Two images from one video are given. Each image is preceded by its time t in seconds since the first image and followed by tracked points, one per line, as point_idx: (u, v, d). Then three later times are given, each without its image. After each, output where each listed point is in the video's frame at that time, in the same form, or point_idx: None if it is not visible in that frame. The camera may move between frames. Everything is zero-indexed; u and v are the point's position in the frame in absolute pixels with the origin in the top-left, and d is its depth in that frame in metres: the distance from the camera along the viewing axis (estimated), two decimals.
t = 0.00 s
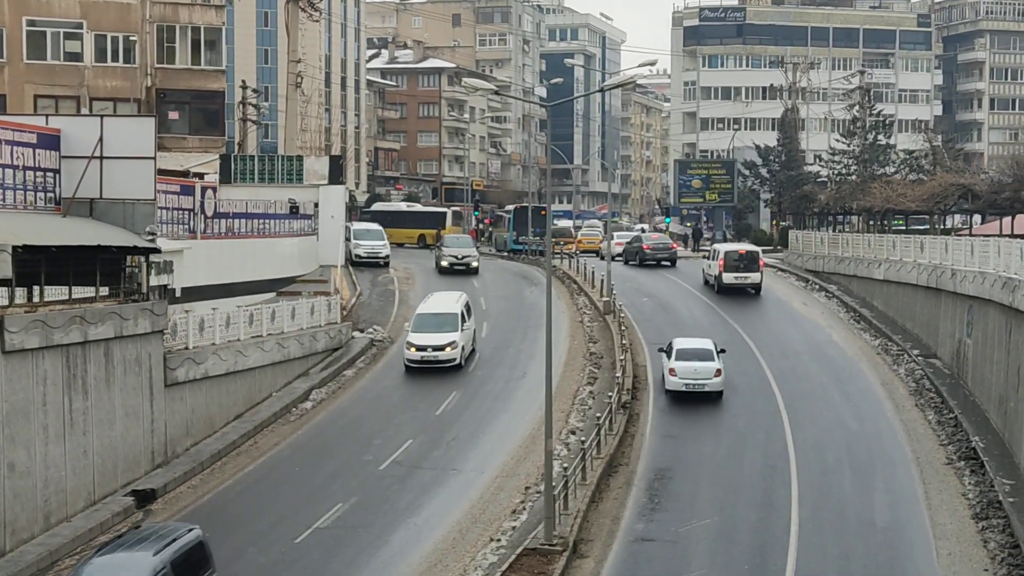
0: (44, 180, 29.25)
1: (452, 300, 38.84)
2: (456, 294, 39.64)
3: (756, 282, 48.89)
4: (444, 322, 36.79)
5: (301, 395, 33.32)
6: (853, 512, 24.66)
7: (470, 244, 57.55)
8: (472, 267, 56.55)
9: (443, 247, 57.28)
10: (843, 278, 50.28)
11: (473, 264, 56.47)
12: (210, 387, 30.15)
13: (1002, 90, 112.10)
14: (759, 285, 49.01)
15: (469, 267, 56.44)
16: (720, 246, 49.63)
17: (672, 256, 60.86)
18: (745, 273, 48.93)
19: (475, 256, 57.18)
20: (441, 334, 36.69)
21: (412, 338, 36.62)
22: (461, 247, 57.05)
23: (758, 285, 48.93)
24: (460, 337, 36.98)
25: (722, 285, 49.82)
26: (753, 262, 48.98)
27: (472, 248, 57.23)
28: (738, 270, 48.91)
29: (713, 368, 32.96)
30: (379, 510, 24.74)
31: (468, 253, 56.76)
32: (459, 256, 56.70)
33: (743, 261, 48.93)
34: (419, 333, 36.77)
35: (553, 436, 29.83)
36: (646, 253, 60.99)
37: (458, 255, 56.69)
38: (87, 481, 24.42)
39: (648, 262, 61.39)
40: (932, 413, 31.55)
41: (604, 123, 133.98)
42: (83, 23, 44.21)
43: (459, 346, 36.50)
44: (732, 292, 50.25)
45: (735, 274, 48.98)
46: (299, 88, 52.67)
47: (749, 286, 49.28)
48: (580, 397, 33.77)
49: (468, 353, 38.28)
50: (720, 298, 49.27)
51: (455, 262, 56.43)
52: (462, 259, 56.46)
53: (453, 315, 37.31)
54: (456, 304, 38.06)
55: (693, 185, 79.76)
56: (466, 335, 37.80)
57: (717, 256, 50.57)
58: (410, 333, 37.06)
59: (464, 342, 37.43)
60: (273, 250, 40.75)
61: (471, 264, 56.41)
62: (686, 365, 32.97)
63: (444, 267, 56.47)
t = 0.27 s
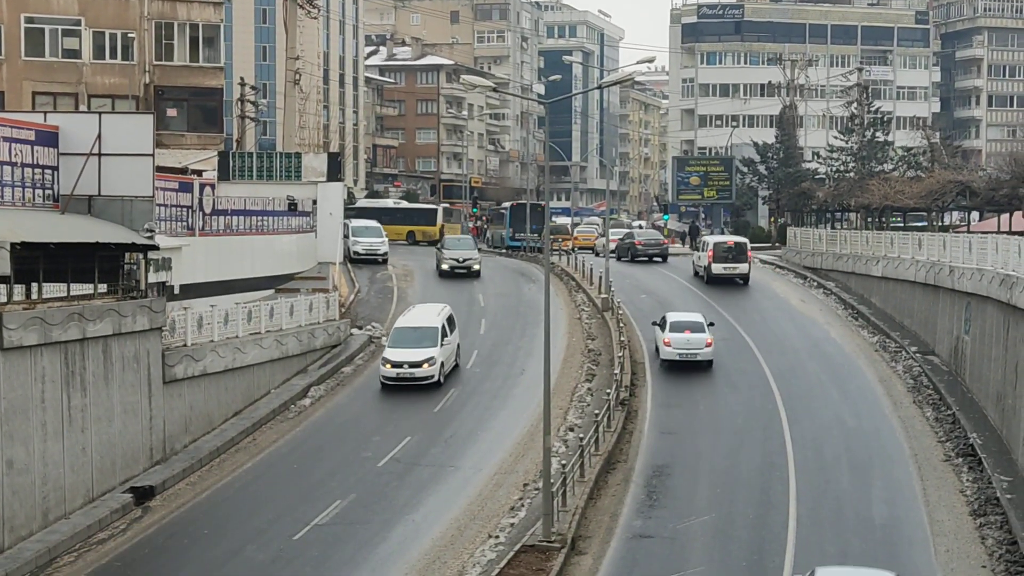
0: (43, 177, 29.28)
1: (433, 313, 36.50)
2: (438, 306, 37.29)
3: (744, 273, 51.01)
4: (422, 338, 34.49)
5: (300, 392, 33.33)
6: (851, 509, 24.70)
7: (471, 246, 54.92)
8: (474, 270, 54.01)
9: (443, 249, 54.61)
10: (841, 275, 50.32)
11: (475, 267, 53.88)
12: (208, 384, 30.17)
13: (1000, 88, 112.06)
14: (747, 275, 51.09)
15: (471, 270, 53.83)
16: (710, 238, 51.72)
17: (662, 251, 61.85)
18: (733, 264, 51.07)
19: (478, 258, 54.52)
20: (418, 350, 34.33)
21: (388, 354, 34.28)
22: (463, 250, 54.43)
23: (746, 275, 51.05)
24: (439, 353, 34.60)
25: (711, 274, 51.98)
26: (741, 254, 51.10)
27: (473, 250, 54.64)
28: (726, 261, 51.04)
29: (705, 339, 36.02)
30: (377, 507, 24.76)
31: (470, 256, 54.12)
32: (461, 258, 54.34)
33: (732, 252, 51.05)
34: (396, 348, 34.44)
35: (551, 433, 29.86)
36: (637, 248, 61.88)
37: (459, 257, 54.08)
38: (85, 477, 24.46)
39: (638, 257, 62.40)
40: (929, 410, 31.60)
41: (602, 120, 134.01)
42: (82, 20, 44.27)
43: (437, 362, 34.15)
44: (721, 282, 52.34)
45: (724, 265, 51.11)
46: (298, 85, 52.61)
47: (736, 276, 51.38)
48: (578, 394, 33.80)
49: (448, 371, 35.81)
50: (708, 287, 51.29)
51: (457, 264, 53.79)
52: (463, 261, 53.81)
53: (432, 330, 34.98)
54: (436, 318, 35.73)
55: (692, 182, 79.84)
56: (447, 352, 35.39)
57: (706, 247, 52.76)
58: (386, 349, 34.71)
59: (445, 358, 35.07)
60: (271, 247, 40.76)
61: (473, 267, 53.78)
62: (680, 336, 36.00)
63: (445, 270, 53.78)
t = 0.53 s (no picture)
0: (42, 176, 29.27)
1: (411, 329, 34.05)
2: (416, 321, 34.88)
3: (735, 266, 52.74)
4: (396, 358, 32.10)
5: (299, 391, 33.32)
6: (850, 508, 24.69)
7: (473, 251, 52.46)
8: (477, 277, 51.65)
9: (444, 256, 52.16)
10: (841, 274, 50.30)
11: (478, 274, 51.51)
12: (208, 384, 30.15)
13: (999, 87, 112.02)
14: (737, 269, 52.89)
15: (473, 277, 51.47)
16: (701, 233, 53.34)
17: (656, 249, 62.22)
18: (724, 258, 52.64)
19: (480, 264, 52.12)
20: (391, 369, 31.93)
21: (359, 373, 31.87)
22: (464, 256, 52.01)
23: (736, 269, 52.82)
24: (414, 374, 32.18)
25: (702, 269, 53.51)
26: (732, 248, 52.70)
27: (475, 256, 52.25)
28: (717, 255, 52.67)
29: (695, 317, 38.96)
30: (377, 507, 24.74)
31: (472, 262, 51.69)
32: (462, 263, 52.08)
33: (723, 247, 52.55)
34: (368, 368, 32.01)
35: (550, 433, 29.84)
36: (630, 247, 62.30)
37: (461, 263, 51.67)
38: (84, 477, 24.45)
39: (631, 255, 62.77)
40: (929, 409, 31.58)
41: (601, 120, 134.05)
42: (81, 19, 44.16)
43: (411, 384, 31.72)
44: (712, 276, 54.10)
45: (715, 259, 52.55)
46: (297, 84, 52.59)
47: (727, 270, 52.92)
48: (577, 393, 33.79)
49: (424, 391, 33.39)
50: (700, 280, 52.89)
51: (458, 271, 51.37)
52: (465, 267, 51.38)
53: (408, 348, 32.58)
54: (413, 335, 33.31)
55: (691, 181, 79.88)
56: (423, 372, 32.99)
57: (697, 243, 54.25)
58: (358, 368, 32.32)
59: (421, 378, 32.70)
60: (270, 247, 40.75)
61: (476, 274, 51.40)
62: (673, 314, 38.94)
63: (447, 276, 51.38)
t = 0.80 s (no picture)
0: (42, 177, 29.25)
1: (380, 349, 31.59)
2: (387, 341, 32.38)
3: (725, 262, 54.61)
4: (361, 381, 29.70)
5: (299, 391, 33.31)
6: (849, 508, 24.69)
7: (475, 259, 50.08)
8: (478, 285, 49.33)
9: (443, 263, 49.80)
10: (840, 274, 50.30)
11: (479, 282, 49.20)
12: (207, 384, 30.15)
13: (998, 87, 112.01)
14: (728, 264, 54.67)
15: (473, 285, 49.16)
16: (694, 229, 55.18)
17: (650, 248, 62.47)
18: (715, 253, 54.57)
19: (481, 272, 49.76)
20: (356, 393, 29.45)
21: (322, 398, 29.41)
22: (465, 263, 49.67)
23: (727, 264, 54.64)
24: (381, 399, 29.65)
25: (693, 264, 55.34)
26: (723, 243, 54.75)
27: (476, 264, 49.88)
28: (709, 251, 54.50)
29: (684, 299, 42.03)
30: (376, 507, 24.72)
31: (472, 270, 49.34)
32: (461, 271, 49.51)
33: (714, 242, 54.51)
34: (332, 392, 29.56)
35: (550, 432, 29.84)
36: (625, 247, 62.52)
37: (461, 271, 49.30)
38: (84, 477, 24.45)
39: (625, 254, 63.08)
40: (928, 409, 31.58)
41: (600, 120, 134.09)
42: (80, 19, 44.10)
43: (376, 409, 29.27)
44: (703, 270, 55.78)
45: (706, 255, 54.51)
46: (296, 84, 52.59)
47: (718, 266, 54.88)
48: (577, 393, 33.80)
49: (393, 417, 30.88)
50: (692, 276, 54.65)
51: (458, 279, 49.01)
52: (465, 275, 49.04)
53: (375, 368, 30.14)
54: (382, 356, 30.81)
55: (690, 181, 79.89)
56: (392, 397, 30.45)
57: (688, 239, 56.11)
58: (322, 392, 29.87)
59: (389, 403, 30.18)
60: (270, 247, 40.75)
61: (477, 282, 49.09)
62: (664, 297, 41.97)
63: (447, 285, 49.06)
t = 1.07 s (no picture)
0: (41, 177, 29.23)
1: (343, 374, 28.98)
2: (352, 364, 29.76)
3: (718, 257, 56.57)
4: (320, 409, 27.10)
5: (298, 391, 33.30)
6: (849, 508, 24.68)
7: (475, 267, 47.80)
8: (478, 295, 47.08)
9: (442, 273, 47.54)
10: (839, 274, 50.31)
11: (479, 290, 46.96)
12: (206, 384, 30.16)
13: (998, 86, 111.97)
14: (720, 260, 56.62)
15: (473, 294, 46.93)
16: (688, 227, 57.33)
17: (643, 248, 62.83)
18: (708, 250, 56.62)
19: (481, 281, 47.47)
20: (314, 421, 26.97)
21: (277, 427, 26.90)
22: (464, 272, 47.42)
23: (719, 259, 56.57)
24: (340, 428, 27.13)
25: (687, 260, 57.37)
26: (715, 241, 56.80)
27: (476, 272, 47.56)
28: (701, 247, 56.71)
29: (672, 284, 45.30)
30: (375, 507, 24.70)
31: (472, 279, 47.07)
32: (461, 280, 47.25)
33: (707, 239, 56.65)
34: (289, 420, 27.04)
35: (550, 432, 29.85)
36: (618, 246, 62.80)
37: (461, 280, 47.03)
38: (83, 478, 24.44)
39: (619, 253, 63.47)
40: (928, 409, 31.59)
41: (600, 120, 134.10)
42: (80, 20, 44.04)
43: (335, 440, 26.69)
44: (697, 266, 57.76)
45: (700, 251, 56.57)
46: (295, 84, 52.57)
47: (711, 261, 56.87)
48: (577, 392, 33.81)
49: (355, 447, 28.35)
50: (685, 271, 56.88)
51: (457, 288, 46.76)
52: (464, 284, 46.78)
53: (337, 396, 27.59)
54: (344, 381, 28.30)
55: (690, 181, 79.91)
56: (354, 425, 27.92)
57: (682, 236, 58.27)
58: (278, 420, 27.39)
59: (350, 434, 27.60)
60: (269, 247, 40.75)
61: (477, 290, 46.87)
62: (654, 282, 45.31)
63: (446, 296, 46.81)
